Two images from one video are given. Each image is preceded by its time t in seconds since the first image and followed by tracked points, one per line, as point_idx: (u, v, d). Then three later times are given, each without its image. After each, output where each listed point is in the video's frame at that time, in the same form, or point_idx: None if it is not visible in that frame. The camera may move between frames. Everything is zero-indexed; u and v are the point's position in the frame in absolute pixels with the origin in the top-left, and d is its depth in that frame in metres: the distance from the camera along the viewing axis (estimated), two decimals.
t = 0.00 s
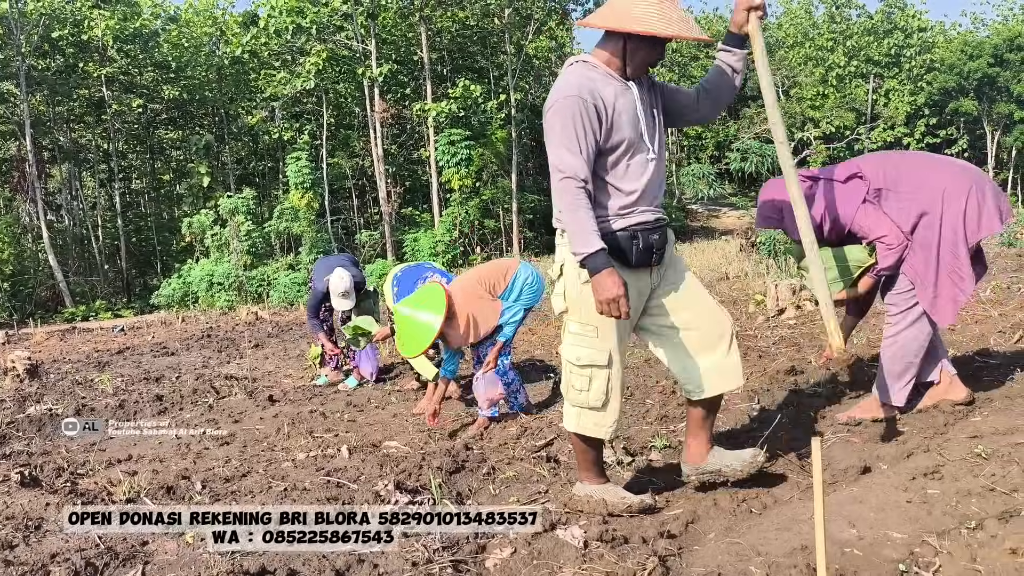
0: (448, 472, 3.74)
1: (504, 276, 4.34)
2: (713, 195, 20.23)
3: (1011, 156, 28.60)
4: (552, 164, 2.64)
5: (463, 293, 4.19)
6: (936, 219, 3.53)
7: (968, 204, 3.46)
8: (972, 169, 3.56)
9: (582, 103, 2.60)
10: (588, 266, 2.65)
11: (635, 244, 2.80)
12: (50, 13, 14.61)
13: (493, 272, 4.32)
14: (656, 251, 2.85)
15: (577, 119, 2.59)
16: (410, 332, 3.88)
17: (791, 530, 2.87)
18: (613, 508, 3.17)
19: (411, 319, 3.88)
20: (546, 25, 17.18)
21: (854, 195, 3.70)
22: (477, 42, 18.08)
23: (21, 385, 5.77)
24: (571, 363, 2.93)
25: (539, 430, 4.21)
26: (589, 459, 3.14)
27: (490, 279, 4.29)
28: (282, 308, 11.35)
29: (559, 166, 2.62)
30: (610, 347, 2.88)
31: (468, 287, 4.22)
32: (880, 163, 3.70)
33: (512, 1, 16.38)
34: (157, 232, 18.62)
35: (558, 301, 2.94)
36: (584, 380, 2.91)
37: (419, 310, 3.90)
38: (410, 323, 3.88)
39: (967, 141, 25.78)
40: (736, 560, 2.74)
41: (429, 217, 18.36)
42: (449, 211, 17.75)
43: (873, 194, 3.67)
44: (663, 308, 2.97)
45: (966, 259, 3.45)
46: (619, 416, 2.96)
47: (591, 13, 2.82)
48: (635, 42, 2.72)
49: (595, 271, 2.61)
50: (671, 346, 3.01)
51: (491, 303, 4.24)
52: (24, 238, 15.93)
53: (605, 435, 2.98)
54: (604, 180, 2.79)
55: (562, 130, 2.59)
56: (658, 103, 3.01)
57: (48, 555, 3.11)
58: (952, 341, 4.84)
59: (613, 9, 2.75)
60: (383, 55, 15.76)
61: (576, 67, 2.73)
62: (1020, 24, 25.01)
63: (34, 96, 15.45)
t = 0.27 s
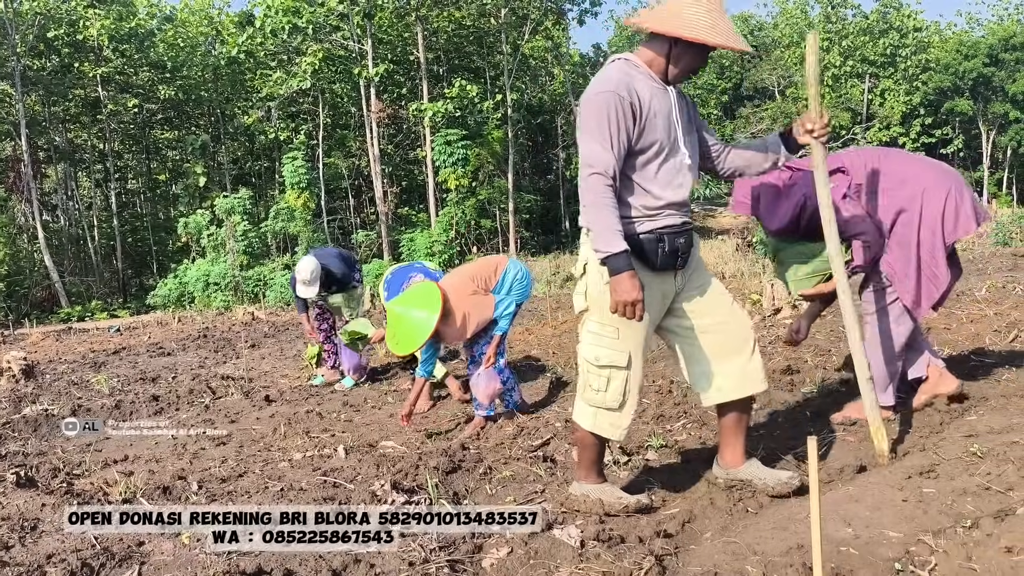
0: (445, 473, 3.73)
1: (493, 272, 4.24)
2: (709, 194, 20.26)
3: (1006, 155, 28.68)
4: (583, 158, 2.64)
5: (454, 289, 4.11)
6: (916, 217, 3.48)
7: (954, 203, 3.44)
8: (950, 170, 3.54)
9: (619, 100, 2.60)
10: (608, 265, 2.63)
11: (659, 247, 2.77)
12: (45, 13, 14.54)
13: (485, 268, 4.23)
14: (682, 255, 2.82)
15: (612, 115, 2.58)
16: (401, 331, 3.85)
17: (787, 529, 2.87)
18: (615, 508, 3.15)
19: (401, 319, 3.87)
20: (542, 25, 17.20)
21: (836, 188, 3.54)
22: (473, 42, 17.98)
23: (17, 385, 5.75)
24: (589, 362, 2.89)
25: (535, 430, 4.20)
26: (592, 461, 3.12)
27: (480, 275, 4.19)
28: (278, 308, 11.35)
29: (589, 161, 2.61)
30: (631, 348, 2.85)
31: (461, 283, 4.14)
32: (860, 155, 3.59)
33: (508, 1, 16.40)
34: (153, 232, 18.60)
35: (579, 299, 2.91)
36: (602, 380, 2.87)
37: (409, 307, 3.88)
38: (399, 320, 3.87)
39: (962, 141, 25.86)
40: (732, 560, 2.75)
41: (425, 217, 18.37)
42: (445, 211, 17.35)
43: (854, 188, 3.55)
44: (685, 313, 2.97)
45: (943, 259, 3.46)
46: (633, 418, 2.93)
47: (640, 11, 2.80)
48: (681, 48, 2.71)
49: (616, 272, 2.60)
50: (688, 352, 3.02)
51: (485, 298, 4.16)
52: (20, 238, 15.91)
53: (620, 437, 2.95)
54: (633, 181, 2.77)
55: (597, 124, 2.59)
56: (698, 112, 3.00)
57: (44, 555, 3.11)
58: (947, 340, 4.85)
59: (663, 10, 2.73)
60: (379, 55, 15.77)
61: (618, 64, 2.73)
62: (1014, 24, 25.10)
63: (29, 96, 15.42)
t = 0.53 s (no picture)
0: (442, 471, 3.73)
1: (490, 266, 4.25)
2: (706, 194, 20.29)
3: (1002, 154, 28.77)
4: (630, 135, 2.59)
5: (456, 278, 4.05)
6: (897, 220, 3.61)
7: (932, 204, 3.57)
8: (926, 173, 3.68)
9: (668, 77, 2.56)
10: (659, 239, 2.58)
11: (702, 230, 2.74)
12: (41, 12, 14.45)
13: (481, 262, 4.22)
14: (725, 241, 2.77)
15: (662, 93, 2.55)
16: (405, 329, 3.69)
17: (784, 527, 2.87)
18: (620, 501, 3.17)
19: (399, 315, 3.70)
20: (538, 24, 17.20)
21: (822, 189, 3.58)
22: (469, 41, 18.07)
23: (13, 385, 5.74)
24: (623, 343, 2.87)
25: (532, 429, 4.20)
26: (606, 447, 3.12)
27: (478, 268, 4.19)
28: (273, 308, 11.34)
29: (637, 137, 2.57)
30: (666, 332, 2.82)
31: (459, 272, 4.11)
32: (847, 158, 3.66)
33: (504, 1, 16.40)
34: (149, 232, 18.56)
35: (618, 279, 2.90)
36: (636, 361, 2.84)
37: (411, 302, 3.73)
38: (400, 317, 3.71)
39: (958, 140, 25.93)
40: (729, 558, 2.75)
41: (422, 216, 18.38)
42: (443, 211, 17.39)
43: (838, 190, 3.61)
44: (723, 302, 2.91)
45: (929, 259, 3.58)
46: (664, 402, 2.91)
47: None
48: (729, 29, 2.69)
49: (668, 243, 2.54)
50: (724, 344, 2.94)
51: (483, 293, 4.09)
52: (15, 238, 15.88)
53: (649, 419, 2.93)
54: (678, 161, 2.74)
55: (646, 101, 2.55)
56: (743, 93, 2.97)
57: (41, 555, 3.10)
58: (943, 339, 4.86)
59: None
60: (375, 54, 15.77)
61: (666, 44, 2.69)
62: (1010, 24, 25.16)
63: (25, 95, 15.37)
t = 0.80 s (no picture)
0: (440, 470, 3.73)
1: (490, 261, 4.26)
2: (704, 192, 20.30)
3: (999, 153, 28.81)
4: (660, 122, 2.62)
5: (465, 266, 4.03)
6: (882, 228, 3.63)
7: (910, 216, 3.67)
8: (900, 185, 3.80)
9: (695, 61, 2.56)
10: (699, 219, 2.56)
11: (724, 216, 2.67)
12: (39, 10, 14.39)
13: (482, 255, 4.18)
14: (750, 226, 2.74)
15: (689, 78, 2.55)
16: (425, 323, 3.45)
17: (782, 525, 2.87)
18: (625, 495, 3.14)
19: (426, 305, 3.48)
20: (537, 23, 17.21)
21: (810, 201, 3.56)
22: (467, 40, 18.09)
23: (10, 384, 5.72)
24: (643, 326, 2.83)
25: (530, 427, 4.19)
26: (620, 435, 3.03)
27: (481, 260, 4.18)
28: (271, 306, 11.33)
29: (666, 125, 2.59)
30: (689, 315, 2.77)
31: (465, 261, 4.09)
32: (829, 169, 3.70)
33: None
34: (147, 231, 18.55)
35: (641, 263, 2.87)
36: (655, 345, 2.80)
37: (429, 289, 3.53)
38: (423, 307, 3.48)
39: (956, 139, 25.97)
40: (727, 557, 2.75)
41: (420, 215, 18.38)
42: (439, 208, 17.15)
43: (826, 200, 3.63)
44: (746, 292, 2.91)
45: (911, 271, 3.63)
46: (681, 390, 2.85)
47: None
48: (757, 10, 2.63)
49: (708, 222, 2.52)
50: (745, 336, 2.94)
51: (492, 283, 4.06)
52: (13, 237, 15.87)
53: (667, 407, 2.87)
54: (708, 147, 2.71)
55: (673, 87, 2.57)
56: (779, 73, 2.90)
57: (38, 554, 3.10)
58: (941, 338, 4.86)
59: None
60: (373, 53, 15.78)
61: (695, 28, 2.68)
62: (1007, 23, 25.21)
63: (23, 94, 15.35)
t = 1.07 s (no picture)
0: (438, 468, 3.73)
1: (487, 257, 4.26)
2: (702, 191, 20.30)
3: (997, 152, 28.85)
4: (672, 116, 2.62)
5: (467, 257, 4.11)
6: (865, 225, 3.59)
7: (890, 214, 3.62)
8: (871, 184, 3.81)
9: (711, 57, 2.55)
10: (693, 221, 2.59)
11: (737, 210, 2.70)
12: (36, 8, 14.40)
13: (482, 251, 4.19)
14: (760, 221, 2.73)
15: (703, 72, 2.55)
16: (459, 320, 3.65)
17: (780, 524, 2.87)
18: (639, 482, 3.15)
19: (459, 301, 3.66)
20: (535, 21, 17.22)
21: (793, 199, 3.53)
22: (466, 38, 18.08)
23: (8, 382, 5.72)
24: (653, 319, 2.83)
25: (528, 426, 4.19)
26: (634, 421, 3.06)
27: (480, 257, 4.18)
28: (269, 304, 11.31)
29: (678, 118, 2.58)
30: (698, 309, 2.77)
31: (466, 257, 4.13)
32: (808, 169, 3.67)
33: None
34: (145, 229, 18.55)
35: (654, 255, 2.88)
36: (664, 337, 2.80)
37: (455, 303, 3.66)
38: (457, 304, 3.65)
39: (954, 138, 26.02)
40: (725, 555, 2.75)
41: (418, 214, 18.38)
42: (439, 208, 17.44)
43: (805, 199, 3.58)
44: (756, 288, 2.90)
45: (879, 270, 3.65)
46: (691, 385, 2.85)
47: None
48: (779, 7, 2.62)
49: (701, 227, 2.55)
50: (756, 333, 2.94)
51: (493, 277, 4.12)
52: (10, 235, 15.86)
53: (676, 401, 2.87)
54: (717, 142, 2.71)
55: (686, 83, 2.56)
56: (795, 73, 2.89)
57: (35, 553, 3.10)
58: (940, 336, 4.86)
59: None
60: (371, 51, 15.78)
61: (713, 22, 2.66)
62: (1006, 22, 25.22)
63: (21, 92, 15.32)
